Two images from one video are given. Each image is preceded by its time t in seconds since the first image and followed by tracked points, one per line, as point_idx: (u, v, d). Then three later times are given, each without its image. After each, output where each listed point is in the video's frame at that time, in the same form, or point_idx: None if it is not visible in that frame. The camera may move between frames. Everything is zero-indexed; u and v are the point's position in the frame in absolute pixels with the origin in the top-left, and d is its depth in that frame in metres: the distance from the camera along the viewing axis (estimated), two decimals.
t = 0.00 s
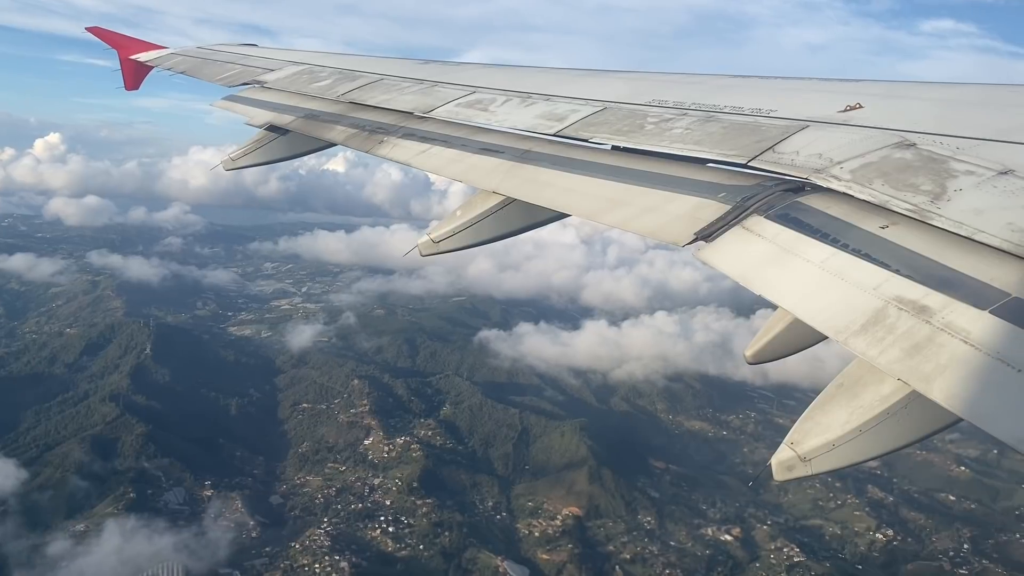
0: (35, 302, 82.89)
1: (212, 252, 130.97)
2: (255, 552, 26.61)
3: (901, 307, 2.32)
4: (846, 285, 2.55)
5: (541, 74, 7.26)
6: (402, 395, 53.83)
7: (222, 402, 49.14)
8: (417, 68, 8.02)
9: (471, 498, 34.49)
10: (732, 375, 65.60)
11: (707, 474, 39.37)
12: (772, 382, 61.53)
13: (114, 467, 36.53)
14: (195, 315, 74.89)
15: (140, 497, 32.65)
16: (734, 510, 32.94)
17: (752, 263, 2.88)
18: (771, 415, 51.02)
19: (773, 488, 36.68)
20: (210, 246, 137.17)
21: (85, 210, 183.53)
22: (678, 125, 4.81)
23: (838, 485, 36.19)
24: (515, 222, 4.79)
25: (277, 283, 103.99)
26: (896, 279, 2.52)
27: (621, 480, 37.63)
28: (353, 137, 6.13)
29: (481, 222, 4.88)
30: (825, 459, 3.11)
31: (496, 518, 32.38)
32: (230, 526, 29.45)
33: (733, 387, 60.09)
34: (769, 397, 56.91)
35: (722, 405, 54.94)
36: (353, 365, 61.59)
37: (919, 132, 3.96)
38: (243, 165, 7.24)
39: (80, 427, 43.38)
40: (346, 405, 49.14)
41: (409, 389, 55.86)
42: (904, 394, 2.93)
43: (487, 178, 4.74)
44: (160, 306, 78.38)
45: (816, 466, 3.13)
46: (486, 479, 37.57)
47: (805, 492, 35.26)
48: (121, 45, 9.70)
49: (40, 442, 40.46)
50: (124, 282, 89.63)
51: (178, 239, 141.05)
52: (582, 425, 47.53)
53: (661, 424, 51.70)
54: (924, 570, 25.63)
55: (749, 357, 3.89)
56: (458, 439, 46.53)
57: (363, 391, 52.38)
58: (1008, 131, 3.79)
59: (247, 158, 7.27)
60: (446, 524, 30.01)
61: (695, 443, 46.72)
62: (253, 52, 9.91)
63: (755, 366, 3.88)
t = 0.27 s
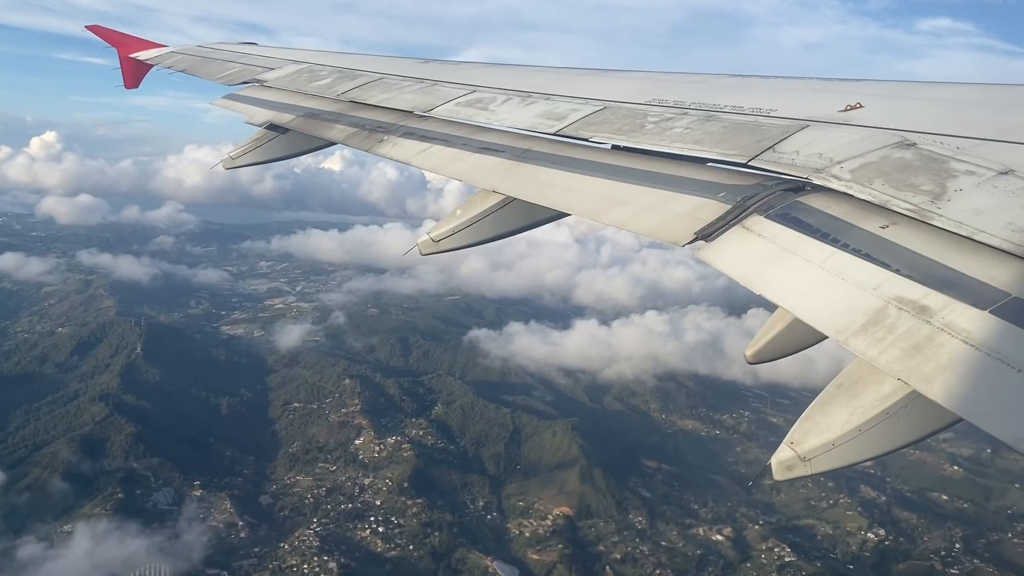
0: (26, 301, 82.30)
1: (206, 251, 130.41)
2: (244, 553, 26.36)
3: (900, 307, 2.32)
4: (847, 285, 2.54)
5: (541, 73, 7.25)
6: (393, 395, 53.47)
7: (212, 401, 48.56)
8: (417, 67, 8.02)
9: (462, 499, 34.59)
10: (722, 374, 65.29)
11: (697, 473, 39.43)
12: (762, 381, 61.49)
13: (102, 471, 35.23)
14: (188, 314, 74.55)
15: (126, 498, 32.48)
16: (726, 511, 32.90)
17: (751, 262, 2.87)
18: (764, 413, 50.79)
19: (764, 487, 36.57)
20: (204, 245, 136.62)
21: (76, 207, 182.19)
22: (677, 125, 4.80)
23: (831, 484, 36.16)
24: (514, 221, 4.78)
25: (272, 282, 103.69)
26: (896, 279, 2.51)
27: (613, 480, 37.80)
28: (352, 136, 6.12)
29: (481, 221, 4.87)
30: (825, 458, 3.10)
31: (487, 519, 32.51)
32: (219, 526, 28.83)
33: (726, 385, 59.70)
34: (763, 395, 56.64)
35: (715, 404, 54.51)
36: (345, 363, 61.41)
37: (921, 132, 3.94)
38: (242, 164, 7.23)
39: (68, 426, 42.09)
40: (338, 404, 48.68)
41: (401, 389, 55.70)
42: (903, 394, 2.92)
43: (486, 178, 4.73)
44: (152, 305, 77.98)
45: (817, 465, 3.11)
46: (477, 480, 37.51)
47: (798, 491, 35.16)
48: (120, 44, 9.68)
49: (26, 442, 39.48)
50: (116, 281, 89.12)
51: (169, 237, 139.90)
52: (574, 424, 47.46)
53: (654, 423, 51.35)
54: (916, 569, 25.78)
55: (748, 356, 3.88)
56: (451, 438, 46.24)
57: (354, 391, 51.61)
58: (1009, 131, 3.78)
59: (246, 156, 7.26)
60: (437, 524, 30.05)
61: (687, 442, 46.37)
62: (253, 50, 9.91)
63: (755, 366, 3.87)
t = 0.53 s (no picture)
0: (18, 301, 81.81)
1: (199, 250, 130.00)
2: (231, 554, 26.23)
3: (899, 309, 2.32)
4: (846, 286, 2.54)
5: (541, 73, 7.24)
6: (385, 394, 53.30)
7: (203, 401, 48.43)
8: (417, 68, 8.02)
9: (453, 498, 34.52)
10: (713, 373, 65.27)
11: (689, 472, 39.49)
12: (752, 380, 61.56)
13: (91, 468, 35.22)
14: (181, 314, 74.31)
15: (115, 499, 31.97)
16: (718, 510, 32.94)
17: (751, 263, 2.88)
18: (758, 412, 50.86)
19: (757, 485, 36.59)
20: (199, 244, 136.19)
21: (67, 207, 181.14)
22: (677, 126, 4.79)
23: (824, 483, 36.16)
24: (514, 221, 4.78)
25: (266, 281, 103.47)
26: (895, 280, 2.51)
27: (606, 479, 37.97)
28: (352, 136, 6.12)
29: (481, 221, 4.87)
30: (824, 459, 3.09)
31: (479, 517, 32.62)
32: (206, 527, 28.71)
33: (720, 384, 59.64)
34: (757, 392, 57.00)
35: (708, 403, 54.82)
36: (337, 363, 61.35)
37: (921, 133, 3.94)
38: (242, 164, 7.24)
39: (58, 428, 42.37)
40: (330, 404, 48.38)
41: (393, 388, 55.69)
42: (903, 395, 2.92)
43: (486, 178, 4.73)
44: (146, 305, 77.68)
45: (814, 466, 3.11)
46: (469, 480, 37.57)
47: (790, 490, 35.13)
48: (120, 44, 9.67)
49: (16, 444, 39.51)
50: (109, 281, 88.71)
51: (162, 236, 139.16)
52: (566, 423, 47.79)
53: (648, 422, 51.70)
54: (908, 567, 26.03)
55: (747, 358, 3.88)
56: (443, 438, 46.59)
57: (346, 390, 51.19)
58: (1008, 133, 3.79)
59: (246, 156, 7.26)
60: (428, 524, 30.12)
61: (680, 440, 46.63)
62: (253, 51, 9.91)
63: (754, 367, 3.86)
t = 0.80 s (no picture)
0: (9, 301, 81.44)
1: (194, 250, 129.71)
2: (221, 555, 26.17)
3: (898, 311, 2.31)
4: (843, 288, 2.55)
5: (540, 74, 7.23)
6: (377, 394, 53.43)
7: (195, 401, 48.32)
8: (417, 68, 7.99)
9: (444, 498, 34.51)
10: (706, 373, 65.34)
11: (682, 471, 39.48)
12: (744, 380, 61.65)
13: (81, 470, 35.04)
14: (174, 314, 74.12)
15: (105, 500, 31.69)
16: (711, 509, 32.95)
17: (750, 265, 2.87)
18: (752, 411, 50.89)
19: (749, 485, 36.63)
20: (193, 243, 135.82)
21: (59, 207, 180.38)
22: (677, 128, 4.80)
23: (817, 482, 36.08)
24: (514, 222, 4.77)
25: (261, 280, 103.25)
26: (896, 282, 2.50)
27: (598, 478, 38.06)
28: (352, 137, 6.11)
29: (481, 221, 4.87)
30: (822, 461, 3.08)
31: (470, 517, 32.67)
32: (195, 528, 28.61)
33: (714, 384, 59.71)
34: (750, 391, 57.16)
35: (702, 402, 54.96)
36: (330, 362, 61.26)
37: (921, 136, 3.94)
38: (243, 164, 7.23)
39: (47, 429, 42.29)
40: (321, 404, 48.46)
41: (385, 388, 55.66)
42: (900, 398, 2.91)
43: (486, 179, 4.74)
44: (139, 305, 77.45)
45: (813, 469, 3.10)
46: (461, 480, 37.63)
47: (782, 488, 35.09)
48: (120, 43, 9.66)
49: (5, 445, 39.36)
50: (102, 281, 88.41)
51: (156, 236, 138.70)
52: (559, 422, 47.98)
53: (641, 421, 51.83)
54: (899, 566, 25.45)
55: (747, 359, 3.87)
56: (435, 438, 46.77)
57: (338, 391, 51.21)
58: (1008, 135, 3.78)
59: (247, 155, 7.26)
60: (419, 524, 30.04)
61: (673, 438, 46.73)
62: (253, 50, 9.89)
63: (754, 368, 3.86)
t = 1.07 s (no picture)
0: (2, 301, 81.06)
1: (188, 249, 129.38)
2: (211, 557, 25.94)
3: (897, 315, 2.31)
4: (844, 292, 2.54)
5: (540, 77, 7.23)
6: (370, 394, 53.39)
7: (186, 401, 48.27)
8: (417, 71, 8.00)
9: (436, 498, 34.60)
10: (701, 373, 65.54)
11: (675, 470, 39.21)
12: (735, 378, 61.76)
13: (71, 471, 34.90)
14: (168, 315, 73.91)
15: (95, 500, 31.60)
16: (703, 509, 32.94)
17: (749, 268, 2.88)
18: (747, 410, 50.89)
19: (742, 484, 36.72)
20: (187, 243, 135.49)
21: (52, 206, 179.60)
22: (676, 130, 4.80)
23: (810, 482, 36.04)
24: (513, 224, 4.78)
25: (256, 280, 103.03)
26: (894, 286, 2.50)
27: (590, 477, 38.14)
28: (352, 139, 6.11)
29: (480, 224, 4.86)
30: (821, 464, 3.08)
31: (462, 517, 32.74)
32: (185, 530, 28.48)
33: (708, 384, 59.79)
34: (745, 391, 57.24)
35: (696, 401, 55.03)
36: (323, 362, 61.16)
37: (920, 140, 3.94)
38: (242, 166, 7.22)
39: (38, 430, 42.17)
40: (313, 404, 48.51)
41: (378, 388, 55.67)
42: (899, 402, 2.91)
43: (485, 181, 4.72)
44: (133, 306, 77.22)
45: (811, 472, 3.11)
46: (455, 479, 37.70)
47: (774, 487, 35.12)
48: (120, 44, 9.66)
49: None
50: (96, 282, 88.12)
51: (150, 237, 138.32)
52: (550, 422, 48.14)
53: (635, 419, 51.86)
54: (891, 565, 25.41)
55: (745, 361, 3.86)
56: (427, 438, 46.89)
57: (331, 391, 51.10)
58: (1008, 140, 3.78)
59: (246, 157, 7.25)
60: (410, 524, 30.13)
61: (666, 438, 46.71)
62: (252, 52, 9.89)
63: (753, 371, 3.85)
